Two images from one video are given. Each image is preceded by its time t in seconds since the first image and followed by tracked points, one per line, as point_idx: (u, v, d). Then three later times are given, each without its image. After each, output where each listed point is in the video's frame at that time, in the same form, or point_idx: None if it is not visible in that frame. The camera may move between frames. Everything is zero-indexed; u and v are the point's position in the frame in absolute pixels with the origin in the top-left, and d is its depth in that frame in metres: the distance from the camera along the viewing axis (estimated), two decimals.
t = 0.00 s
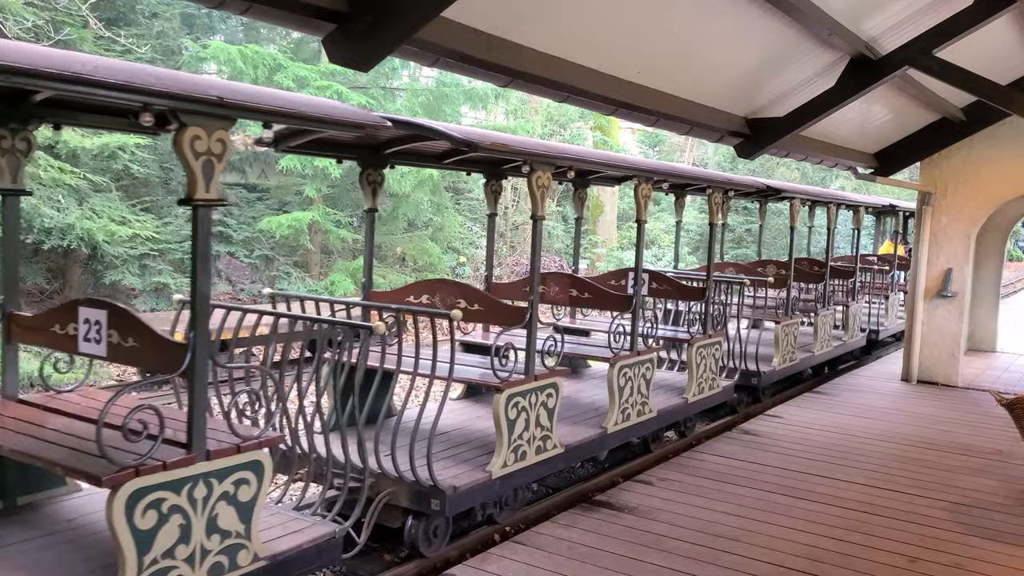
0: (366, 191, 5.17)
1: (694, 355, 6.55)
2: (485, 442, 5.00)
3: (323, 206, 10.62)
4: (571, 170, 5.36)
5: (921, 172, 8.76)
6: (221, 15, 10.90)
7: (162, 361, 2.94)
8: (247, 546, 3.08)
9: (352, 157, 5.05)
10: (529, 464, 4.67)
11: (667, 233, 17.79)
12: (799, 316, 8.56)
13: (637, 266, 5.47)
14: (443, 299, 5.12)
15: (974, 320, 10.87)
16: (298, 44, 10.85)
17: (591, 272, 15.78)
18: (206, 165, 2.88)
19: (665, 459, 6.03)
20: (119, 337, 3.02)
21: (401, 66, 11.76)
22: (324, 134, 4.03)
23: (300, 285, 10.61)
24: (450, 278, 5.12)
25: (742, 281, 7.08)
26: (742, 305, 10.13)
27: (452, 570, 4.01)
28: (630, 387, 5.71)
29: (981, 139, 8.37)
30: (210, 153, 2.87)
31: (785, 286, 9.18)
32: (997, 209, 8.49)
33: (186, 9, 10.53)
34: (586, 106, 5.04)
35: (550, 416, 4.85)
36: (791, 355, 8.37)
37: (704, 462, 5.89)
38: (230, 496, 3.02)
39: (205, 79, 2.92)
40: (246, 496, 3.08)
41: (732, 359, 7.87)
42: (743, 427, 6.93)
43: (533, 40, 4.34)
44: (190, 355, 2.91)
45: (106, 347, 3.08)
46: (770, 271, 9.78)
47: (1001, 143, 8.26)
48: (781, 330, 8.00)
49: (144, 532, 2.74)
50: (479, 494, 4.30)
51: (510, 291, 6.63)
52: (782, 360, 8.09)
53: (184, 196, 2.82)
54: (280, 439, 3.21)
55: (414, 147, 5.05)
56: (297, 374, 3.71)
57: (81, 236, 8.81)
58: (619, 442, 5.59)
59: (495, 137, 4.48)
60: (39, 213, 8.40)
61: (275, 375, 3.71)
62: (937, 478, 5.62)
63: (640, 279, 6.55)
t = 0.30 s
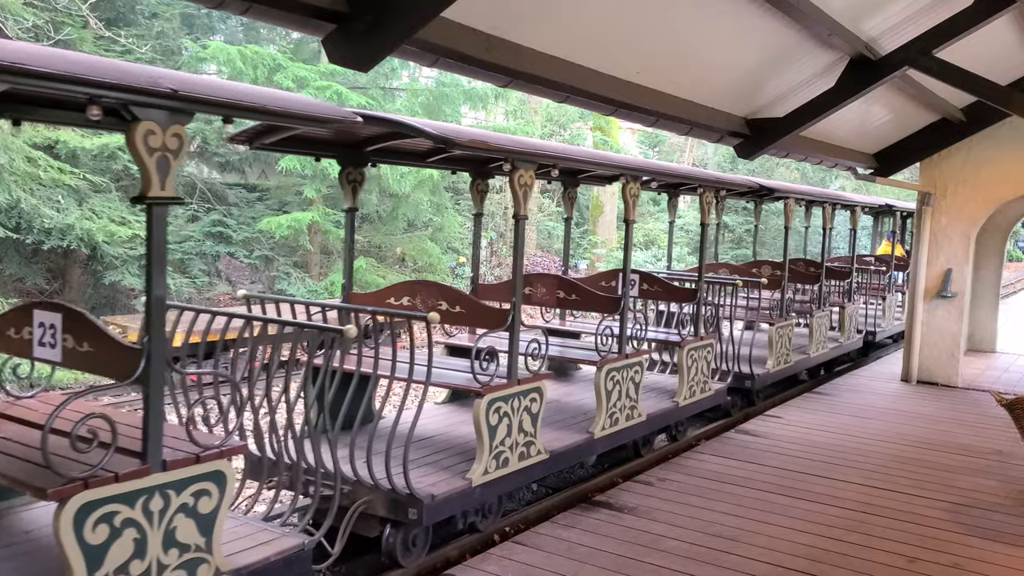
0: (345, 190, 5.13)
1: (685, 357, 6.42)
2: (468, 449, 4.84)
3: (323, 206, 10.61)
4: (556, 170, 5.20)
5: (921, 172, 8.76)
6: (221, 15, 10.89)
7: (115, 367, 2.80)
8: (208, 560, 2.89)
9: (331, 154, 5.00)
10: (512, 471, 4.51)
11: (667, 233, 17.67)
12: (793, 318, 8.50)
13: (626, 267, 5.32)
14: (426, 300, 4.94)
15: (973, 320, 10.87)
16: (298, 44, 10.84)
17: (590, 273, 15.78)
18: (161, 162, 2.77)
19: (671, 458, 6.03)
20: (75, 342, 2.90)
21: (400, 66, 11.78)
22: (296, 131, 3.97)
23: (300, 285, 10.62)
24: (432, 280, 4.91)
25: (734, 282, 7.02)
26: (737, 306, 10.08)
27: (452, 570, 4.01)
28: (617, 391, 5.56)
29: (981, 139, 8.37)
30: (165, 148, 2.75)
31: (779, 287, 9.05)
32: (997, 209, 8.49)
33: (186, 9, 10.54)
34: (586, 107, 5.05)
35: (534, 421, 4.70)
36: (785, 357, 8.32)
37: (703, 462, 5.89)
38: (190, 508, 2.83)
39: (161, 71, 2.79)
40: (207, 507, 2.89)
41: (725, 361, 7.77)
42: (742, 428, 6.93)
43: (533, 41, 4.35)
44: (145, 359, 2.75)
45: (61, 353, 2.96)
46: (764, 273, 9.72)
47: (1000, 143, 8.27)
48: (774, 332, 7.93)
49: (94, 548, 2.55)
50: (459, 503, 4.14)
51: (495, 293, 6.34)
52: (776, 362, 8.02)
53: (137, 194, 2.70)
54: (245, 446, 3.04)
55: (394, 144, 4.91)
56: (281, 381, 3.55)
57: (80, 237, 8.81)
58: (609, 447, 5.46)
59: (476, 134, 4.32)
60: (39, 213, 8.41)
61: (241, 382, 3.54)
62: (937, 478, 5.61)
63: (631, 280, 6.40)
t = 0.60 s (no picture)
0: (326, 188, 5.03)
1: (676, 360, 6.31)
2: (451, 453, 4.74)
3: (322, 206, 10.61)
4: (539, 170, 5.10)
5: (921, 173, 8.77)
6: (221, 14, 10.90)
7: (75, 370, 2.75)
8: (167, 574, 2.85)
9: (312, 151, 4.93)
10: (494, 477, 4.41)
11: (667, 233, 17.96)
12: (788, 319, 8.44)
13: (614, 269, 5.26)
14: (406, 303, 4.84)
15: (973, 320, 10.87)
16: (298, 44, 10.83)
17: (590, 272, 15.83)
18: (114, 157, 2.65)
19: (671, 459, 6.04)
20: (28, 346, 2.80)
21: (400, 66, 11.78)
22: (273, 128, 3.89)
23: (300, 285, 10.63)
24: (415, 282, 4.80)
25: (727, 284, 6.93)
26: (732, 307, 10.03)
27: (451, 569, 4.01)
28: (605, 395, 5.42)
29: (981, 139, 8.37)
30: (119, 142, 2.63)
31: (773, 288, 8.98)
32: (997, 209, 8.49)
33: (186, 8, 10.54)
34: (586, 106, 5.05)
35: (517, 426, 4.59)
36: (779, 359, 8.27)
37: (704, 462, 5.89)
38: (148, 520, 2.78)
39: (121, 63, 2.66)
40: (166, 519, 2.84)
41: (719, 364, 7.70)
42: (742, 428, 6.93)
43: (534, 40, 4.35)
44: (99, 365, 2.69)
45: (14, 357, 2.85)
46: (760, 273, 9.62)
47: (1000, 144, 8.27)
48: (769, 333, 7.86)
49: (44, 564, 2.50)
50: (437, 511, 4.04)
51: (481, 294, 6.17)
52: (771, 363, 7.97)
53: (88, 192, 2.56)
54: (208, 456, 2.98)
55: (375, 142, 4.81)
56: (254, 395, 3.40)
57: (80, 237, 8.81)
58: (597, 452, 5.34)
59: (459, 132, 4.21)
60: (39, 213, 8.39)
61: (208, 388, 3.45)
62: (938, 478, 5.61)
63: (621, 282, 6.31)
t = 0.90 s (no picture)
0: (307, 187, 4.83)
1: (668, 363, 6.15)
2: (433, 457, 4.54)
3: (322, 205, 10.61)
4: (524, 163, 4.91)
5: (920, 172, 8.76)
6: (220, 13, 10.93)
7: (26, 376, 2.78)
8: None
9: (290, 148, 4.74)
10: (477, 483, 4.21)
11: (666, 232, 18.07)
12: (783, 320, 8.41)
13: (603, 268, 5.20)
14: (387, 304, 4.53)
15: (971, 320, 10.89)
16: (297, 43, 10.81)
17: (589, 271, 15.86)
18: (66, 152, 2.35)
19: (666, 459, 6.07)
20: None
21: (400, 66, 11.79)
22: (244, 125, 3.71)
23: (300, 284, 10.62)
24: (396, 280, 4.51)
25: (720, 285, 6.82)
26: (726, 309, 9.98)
27: (451, 569, 4.00)
28: (594, 398, 5.25)
29: (981, 139, 8.37)
30: (71, 137, 2.34)
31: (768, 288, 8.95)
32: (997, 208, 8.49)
33: (185, 7, 10.57)
34: (585, 106, 5.06)
35: (500, 430, 4.38)
36: (774, 361, 8.16)
37: (703, 462, 5.89)
38: (105, 532, 2.51)
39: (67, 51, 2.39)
40: (125, 530, 2.57)
41: (713, 365, 7.64)
42: (741, 428, 6.93)
43: (533, 40, 4.35)
44: (49, 371, 2.39)
45: None
46: (754, 274, 9.54)
47: (999, 144, 8.27)
48: (763, 333, 7.76)
49: None
50: (417, 518, 3.86)
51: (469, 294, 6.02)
52: (765, 365, 7.89)
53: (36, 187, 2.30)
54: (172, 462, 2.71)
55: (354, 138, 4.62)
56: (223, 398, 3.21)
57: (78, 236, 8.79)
58: (584, 456, 5.16)
59: (437, 125, 4.04)
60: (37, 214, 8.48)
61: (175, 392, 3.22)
62: (937, 478, 5.62)
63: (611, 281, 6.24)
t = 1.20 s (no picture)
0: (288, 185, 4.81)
1: (659, 366, 6.09)
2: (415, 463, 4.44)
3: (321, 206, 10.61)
4: (508, 163, 4.82)
5: (920, 173, 8.76)
6: (221, 14, 10.97)
7: None
8: None
9: (271, 147, 4.68)
10: (460, 490, 4.11)
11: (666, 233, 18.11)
12: (778, 321, 8.38)
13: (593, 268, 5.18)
14: (369, 307, 4.47)
15: (971, 320, 10.89)
16: (297, 44, 10.77)
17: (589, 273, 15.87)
18: (19, 149, 2.25)
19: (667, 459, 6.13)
20: None
21: (400, 66, 11.79)
22: (221, 120, 3.64)
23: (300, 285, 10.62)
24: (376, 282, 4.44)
25: (712, 286, 6.82)
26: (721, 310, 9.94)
27: (450, 569, 4.01)
28: (583, 403, 5.19)
29: (981, 139, 8.37)
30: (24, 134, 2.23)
31: (763, 290, 8.94)
32: (997, 209, 8.49)
33: (185, 8, 10.59)
34: (585, 106, 5.06)
35: (486, 436, 4.30)
36: (769, 363, 8.14)
37: (702, 462, 5.89)
38: (61, 544, 2.43)
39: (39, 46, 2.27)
40: (83, 544, 2.48)
41: (707, 368, 7.61)
42: (740, 428, 6.93)
43: (534, 40, 4.35)
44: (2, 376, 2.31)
45: None
46: (749, 275, 9.50)
47: (999, 144, 8.28)
48: (757, 336, 7.75)
49: None
50: (397, 527, 3.75)
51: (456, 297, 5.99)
52: (760, 368, 7.86)
53: None
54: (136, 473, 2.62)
55: (336, 137, 4.55)
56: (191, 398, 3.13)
57: (77, 237, 8.77)
58: (572, 461, 5.10)
59: (417, 124, 3.95)
60: (37, 214, 8.40)
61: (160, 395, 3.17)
62: (937, 479, 5.61)
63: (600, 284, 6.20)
